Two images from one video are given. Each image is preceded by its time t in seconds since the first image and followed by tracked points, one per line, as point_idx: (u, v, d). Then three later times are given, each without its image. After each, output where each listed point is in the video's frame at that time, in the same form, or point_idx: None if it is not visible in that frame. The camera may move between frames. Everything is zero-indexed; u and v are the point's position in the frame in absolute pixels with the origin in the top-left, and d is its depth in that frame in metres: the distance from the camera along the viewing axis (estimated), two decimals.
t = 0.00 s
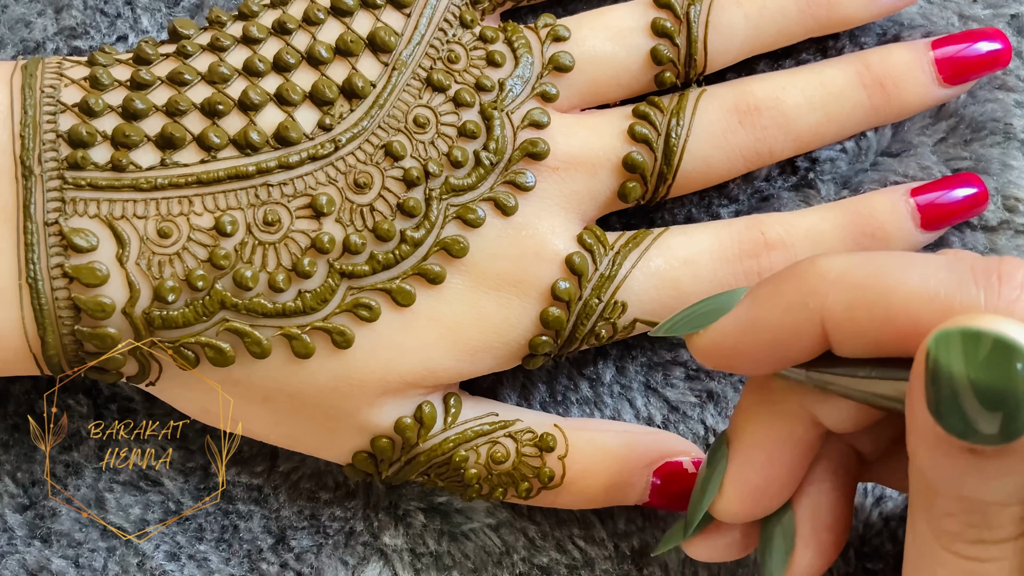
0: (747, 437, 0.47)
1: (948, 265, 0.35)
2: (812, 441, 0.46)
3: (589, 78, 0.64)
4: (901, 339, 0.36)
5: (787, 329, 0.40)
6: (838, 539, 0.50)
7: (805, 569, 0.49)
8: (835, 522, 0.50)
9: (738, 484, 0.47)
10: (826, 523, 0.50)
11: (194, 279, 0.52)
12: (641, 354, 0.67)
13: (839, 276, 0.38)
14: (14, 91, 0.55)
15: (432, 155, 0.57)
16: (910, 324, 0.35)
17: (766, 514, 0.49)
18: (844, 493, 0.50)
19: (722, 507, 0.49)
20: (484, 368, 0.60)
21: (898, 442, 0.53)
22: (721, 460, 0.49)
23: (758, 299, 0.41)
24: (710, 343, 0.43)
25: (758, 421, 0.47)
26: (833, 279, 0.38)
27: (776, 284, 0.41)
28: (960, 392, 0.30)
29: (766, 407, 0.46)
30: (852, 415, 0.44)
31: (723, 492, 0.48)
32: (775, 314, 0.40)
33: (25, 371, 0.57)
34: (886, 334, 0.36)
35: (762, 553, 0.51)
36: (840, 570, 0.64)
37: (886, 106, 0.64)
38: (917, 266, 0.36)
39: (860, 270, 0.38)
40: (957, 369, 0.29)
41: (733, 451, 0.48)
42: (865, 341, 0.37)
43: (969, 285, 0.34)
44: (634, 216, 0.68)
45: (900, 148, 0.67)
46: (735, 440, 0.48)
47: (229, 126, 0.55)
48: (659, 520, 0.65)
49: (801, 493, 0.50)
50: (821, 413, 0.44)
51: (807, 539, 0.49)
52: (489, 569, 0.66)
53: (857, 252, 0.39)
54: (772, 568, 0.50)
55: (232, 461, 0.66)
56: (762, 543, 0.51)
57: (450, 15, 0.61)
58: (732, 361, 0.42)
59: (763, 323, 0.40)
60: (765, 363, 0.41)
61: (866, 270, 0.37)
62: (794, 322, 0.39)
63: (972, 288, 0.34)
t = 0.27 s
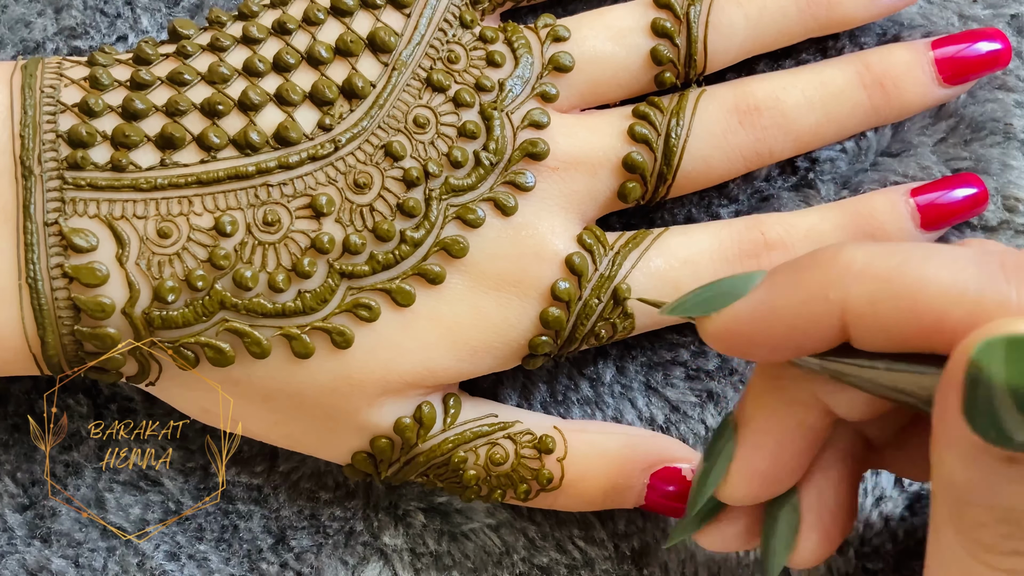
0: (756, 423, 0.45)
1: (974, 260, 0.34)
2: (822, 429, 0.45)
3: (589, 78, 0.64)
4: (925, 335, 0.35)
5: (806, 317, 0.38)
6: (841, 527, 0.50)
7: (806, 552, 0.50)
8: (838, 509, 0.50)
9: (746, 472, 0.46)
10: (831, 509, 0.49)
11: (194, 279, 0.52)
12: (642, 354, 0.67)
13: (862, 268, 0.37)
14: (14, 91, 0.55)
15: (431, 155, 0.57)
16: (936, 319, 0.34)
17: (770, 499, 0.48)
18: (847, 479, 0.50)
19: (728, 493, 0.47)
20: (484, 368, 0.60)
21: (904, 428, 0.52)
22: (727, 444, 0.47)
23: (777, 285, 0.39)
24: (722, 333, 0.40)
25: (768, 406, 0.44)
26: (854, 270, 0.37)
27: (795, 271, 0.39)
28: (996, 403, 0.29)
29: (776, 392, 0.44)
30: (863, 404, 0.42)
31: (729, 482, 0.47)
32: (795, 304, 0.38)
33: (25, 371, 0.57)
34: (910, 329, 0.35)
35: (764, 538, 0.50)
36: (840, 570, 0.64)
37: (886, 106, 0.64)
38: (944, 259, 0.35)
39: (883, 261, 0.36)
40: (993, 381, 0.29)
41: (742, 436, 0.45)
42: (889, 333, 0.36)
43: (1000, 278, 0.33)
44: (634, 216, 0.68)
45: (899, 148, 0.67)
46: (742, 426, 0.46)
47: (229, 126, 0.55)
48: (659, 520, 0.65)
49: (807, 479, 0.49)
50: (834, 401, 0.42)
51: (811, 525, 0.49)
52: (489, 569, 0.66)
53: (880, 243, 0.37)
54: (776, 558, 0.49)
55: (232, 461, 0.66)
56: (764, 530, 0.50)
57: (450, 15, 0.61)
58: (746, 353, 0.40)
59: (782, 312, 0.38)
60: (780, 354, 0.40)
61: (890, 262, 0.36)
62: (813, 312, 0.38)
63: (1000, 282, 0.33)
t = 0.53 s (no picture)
0: (756, 453, 0.46)
1: (941, 303, 0.34)
2: (820, 456, 0.45)
3: (589, 78, 0.64)
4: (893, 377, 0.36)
5: (783, 358, 0.40)
6: (852, 548, 0.50)
7: None
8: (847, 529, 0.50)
9: (748, 500, 0.48)
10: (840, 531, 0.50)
11: (194, 279, 0.52)
12: (642, 354, 0.67)
13: (833, 307, 0.38)
14: (14, 91, 0.55)
15: (432, 155, 0.57)
16: (900, 362, 0.35)
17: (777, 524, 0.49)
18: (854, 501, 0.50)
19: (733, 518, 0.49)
20: (484, 369, 0.60)
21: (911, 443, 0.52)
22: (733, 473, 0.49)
23: (755, 327, 0.41)
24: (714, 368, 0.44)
25: (766, 436, 0.46)
26: (827, 310, 0.38)
27: (771, 309, 0.41)
28: (938, 437, 0.30)
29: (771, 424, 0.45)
30: (854, 435, 0.42)
31: (733, 505, 0.49)
32: (770, 346, 0.40)
33: (25, 371, 0.57)
34: (879, 373, 0.36)
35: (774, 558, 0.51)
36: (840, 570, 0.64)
37: (886, 106, 0.64)
38: (913, 300, 0.35)
39: (854, 300, 0.37)
40: (932, 416, 0.30)
41: (742, 466, 0.48)
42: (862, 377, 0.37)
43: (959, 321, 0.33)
44: (634, 216, 0.68)
45: (900, 147, 0.67)
46: (744, 456, 0.48)
47: (229, 126, 0.55)
48: (659, 520, 0.65)
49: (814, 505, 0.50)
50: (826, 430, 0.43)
51: (819, 549, 0.49)
52: (489, 569, 0.66)
53: (854, 279, 0.38)
54: None
55: (232, 461, 0.66)
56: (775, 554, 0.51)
57: (450, 15, 0.61)
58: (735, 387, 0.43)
59: (760, 355, 0.41)
60: (766, 390, 0.42)
61: (859, 304, 0.37)
62: (787, 355, 0.40)
63: (968, 325, 0.33)
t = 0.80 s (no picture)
0: (767, 409, 0.46)
1: (978, 250, 0.34)
2: (833, 414, 0.45)
3: (589, 78, 0.64)
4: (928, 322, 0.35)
5: (810, 307, 0.39)
6: (849, 518, 0.50)
7: (814, 546, 0.49)
8: (847, 498, 0.50)
9: (753, 457, 0.47)
10: (840, 501, 0.49)
11: (194, 279, 0.52)
12: (641, 354, 0.67)
13: (866, 256, 0.37)
14: (14, 91, 0.55)
15: (432, 156, 0.57)
16: (938, 305, 0.34)
17: (779, 487, 0.48)
18: (857, 470, 0.50)
19: (736, 478, 0.48)
20: (484, 369, 0.60)
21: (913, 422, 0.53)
22: (737, 428, 0.48)
23: (781, 275, 0.40)
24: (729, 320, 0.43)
25: (777, 391, 0.45)
26: (858, 259, 0.37)
27: (800, 259, 0.40)
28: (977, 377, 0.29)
29: (787, 377, 0.45)
30: (873, 394, 0.42)
31: (735, 465, 0.48)
32: (800, 290, 0.39)
33: (25, 371, 0.57)
34: (911, 316, 0.35)
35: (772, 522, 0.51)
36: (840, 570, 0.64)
37: (886, 106, 0.64)
38: (948, 249, 0.35)
39: (889, 249, 0.37)
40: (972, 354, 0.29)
41: (751, 422, 0.47)
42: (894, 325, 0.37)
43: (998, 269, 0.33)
44: (634, 216, 0.68)
45: (900, 148, 0.67)
46: (753, 412, 0.47)
47: (229, 126, 0.55)
48: (659, 520, 0.65)
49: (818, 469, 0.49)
50: (844, 388, 0.42)
51: (818, 515, 0.49)
52: (489, 569, 0.66)
53: (884, 232, 0.38)
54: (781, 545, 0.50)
55: (232, 461, 0.66)
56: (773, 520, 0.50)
57: (450, 15, 0.61)
58: (755, 339, 0.42)
59: (787, 300, 0.40)
60: (787, 340, 0.41)
61: (893, 252, 0.36)
62: (817, 300, 0.39)
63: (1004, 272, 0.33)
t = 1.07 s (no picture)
0: (772, 422, 0.46)
1: (971, 258, 0.34)
2: (836, 425, 0.45)
3: (589, 78, 0.64)
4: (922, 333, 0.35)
5: (804, 320, 0.40)
6: (858, 526, 0.50)
7: (825, 556, 0.49)
8: (858, 507, 0.50)
9: (759, 471, 0.47)
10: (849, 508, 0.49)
11: (194, 279, 0.52)
12: (642, 354, 0.67)
13: (860, 268, 0.38)
14: (14, 91, 0.55)
15: (432, 155, 0.57)
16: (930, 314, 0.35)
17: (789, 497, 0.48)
18: (861, 480, 0.50)
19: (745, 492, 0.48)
20: (484, 368, 0.60)
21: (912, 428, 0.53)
22: (744, 442, 0.48)
23: (778, 292, 0.41)
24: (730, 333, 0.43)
25: (778, 404, 0.46)
26: (851, 270, 0.38)
27: (799, 274, 0.40)
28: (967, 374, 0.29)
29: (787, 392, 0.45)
30: (872, 402, 0.43)
31: (745, 478, 0.48)
32: (795, 307, 0.40)
33: (25, 370, 0.57)
34: (906, 325, 0.36)
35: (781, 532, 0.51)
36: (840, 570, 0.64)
37: (886, 106, 0.64)
38: (941, 257, 0.35)
39: (883, 259, 0.37)
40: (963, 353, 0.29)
41: (757, 437, 0.47)
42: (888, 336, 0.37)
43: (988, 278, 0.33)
44: (634, 216, 0.68)
45: (900, 147, 0.67)
46: (758, 427, 0.47)
47: (229, 126, 0.55)
48: (660, 520, 0.65)
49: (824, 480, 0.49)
50: (844, 398, 0.44)
51: (829, 525, 0.49)
52: (489, 569, 0.66)
53: (882, 243, 0.38)
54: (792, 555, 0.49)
55: (232, 461, 0.66)
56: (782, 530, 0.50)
57: (450, 14, 0.61)
58: (752, 353, 0.43)
59: (784, 314, 0.40)
60: (787, 352, 0.41)
61: (886, 263, 0.37)
62: (813, 315, 0.39)
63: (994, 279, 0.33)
